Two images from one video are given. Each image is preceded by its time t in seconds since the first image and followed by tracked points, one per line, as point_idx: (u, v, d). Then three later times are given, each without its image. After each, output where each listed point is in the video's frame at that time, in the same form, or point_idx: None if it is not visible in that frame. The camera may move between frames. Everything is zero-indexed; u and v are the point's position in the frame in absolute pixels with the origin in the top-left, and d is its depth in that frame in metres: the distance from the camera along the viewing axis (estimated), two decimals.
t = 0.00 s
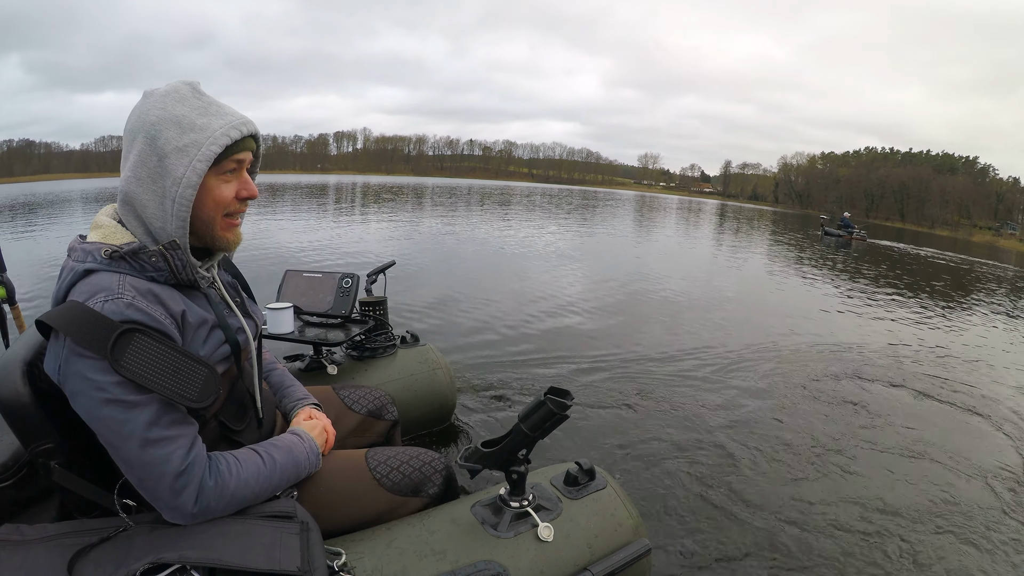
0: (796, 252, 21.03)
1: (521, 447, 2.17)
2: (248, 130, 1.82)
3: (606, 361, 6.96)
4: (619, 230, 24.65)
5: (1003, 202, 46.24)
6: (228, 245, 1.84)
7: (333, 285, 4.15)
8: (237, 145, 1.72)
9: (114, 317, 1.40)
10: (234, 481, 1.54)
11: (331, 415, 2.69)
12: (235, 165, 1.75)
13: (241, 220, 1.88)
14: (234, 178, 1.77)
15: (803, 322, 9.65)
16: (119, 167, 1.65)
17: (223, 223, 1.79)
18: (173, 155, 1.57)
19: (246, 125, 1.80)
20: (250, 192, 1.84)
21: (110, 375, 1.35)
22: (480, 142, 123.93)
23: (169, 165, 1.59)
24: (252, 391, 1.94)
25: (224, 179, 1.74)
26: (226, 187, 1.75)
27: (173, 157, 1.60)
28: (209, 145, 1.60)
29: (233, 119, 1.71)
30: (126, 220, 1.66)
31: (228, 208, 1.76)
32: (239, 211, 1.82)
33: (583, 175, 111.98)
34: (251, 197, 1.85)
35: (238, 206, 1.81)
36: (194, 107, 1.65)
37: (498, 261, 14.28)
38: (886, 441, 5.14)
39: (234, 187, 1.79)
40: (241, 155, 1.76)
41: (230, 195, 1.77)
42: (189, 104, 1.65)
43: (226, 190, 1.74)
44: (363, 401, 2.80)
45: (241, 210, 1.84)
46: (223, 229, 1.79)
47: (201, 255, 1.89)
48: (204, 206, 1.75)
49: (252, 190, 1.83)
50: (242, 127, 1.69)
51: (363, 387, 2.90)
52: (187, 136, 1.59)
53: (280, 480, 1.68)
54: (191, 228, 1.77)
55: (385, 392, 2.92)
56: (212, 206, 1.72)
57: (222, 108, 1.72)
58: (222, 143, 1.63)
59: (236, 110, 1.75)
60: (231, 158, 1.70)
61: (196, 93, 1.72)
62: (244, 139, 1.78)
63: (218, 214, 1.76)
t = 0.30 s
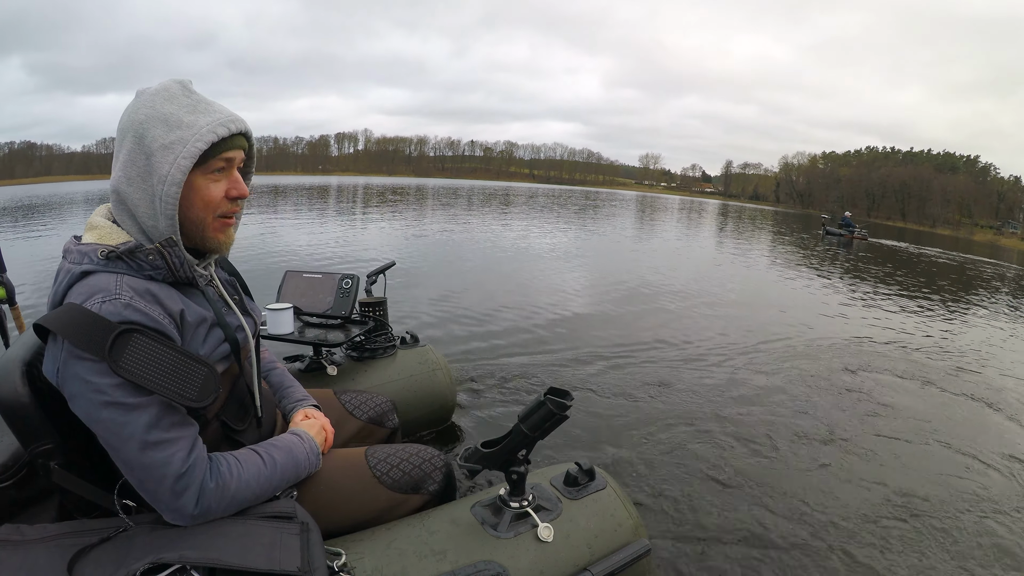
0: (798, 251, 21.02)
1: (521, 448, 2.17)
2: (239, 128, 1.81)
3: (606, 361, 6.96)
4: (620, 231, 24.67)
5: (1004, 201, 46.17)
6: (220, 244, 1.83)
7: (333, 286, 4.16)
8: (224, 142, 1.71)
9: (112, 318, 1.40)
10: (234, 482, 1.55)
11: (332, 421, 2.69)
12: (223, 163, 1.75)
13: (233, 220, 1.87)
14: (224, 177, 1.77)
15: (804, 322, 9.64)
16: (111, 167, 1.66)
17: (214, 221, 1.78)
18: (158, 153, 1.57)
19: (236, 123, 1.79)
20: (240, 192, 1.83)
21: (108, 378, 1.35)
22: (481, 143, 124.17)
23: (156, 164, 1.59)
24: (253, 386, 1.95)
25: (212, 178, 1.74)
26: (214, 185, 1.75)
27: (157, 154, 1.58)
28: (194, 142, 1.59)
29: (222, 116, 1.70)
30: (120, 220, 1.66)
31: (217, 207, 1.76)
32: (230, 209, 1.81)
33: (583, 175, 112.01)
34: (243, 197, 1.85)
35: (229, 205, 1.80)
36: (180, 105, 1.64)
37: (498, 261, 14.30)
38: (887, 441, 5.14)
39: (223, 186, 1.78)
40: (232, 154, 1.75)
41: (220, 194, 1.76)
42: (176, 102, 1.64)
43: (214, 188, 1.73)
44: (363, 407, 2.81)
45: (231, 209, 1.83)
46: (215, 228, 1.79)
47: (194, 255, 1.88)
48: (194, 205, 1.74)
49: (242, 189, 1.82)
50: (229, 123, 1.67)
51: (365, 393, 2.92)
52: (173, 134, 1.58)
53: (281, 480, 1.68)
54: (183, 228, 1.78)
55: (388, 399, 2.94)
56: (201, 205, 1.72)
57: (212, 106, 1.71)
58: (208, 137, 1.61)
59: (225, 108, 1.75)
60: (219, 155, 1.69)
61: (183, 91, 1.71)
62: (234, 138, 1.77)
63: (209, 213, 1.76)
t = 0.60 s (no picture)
0: (799, 247, 21.00)
1: (521, 448, 2.18)
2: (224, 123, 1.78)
3: (608, 358, 6.97)
4: (622, 228, 24.64)
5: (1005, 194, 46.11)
6: (202, 243, 1.82)
7: (333, 286, 4.17)
8: (199, 137, 1.69)
9: (106, 322, 1.41)
10: (235, 484, 1.56)
11: (333, 421, 2.71)
12: (200, 160, 1.73)
13: (217, 218, 1.86)
14: (203, 175, 1.75)
15: (806, 317, 9.64)
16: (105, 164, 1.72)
17: (194, 220, 1.78)
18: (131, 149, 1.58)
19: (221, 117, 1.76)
20: (220, 190, 1.81)
21: (104, 383, 1.36)
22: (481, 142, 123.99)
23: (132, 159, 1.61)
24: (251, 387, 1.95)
25: (191, 175, 1.72)
26: (191, 184, 1.74)
27: (133, 149, 1.60)
28: (162, 136, 1.57)
29: (200, 109, 1.68)
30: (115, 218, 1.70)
31: (195, 204, 1.75)
32: (210, 208, 1.79)
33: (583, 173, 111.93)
34: (224, 196, 1.82)
35: (209, 203, 1.78)
36: (160, 100, 1.65)
37: (500, 260, 14.29)
38: (887, 436, 5.15)
39: (203, 184, 1.77)
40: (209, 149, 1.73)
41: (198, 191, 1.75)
42: (160, 98, 1.66)
43: (190, 186, 1.71)
44: (365, 409, 2.82)
45: (213, 207, 1.81)
46: (194, 227, 1.78)
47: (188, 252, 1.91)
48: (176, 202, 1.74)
49: (222, 187, 1.80)
50: (202, 116, 1.64)
51: (365, 395, 2.93)
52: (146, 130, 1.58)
53: (281, 480, 1.70)
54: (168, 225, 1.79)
55: (387, 401, 2.95)
56: (177, 203, 1.72)
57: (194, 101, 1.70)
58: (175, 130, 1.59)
59: (208, 101, 1.72)
60: (194, 151, 1.67)
61: (173, 87, 1.73)
62: (215, 132, 1.74)
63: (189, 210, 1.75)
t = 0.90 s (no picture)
0: (807, 244, 20.85)
1: (521, 448, 2.18)
2: (192, 127, 1.71)
3: (611, 357, 6.94)
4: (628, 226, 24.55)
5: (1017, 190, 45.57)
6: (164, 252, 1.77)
7: (333, 285, 4.18)
8: (152, 142, 1.64)
9: (103, 323, 1.41)
10: (234, 483, 1.56)
11: (331, 415, 2.71)
12: (155, 165, 1.67)
13: (183, 227, 1.78)
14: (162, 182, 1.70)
15: (813, 314, 9.56)
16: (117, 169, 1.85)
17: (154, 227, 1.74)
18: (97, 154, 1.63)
19: (187, 120, 1.69)
20: (177, 198, 1.72)
21: (102, 383, 1.36)
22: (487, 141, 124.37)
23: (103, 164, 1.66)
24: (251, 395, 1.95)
25: (149, 181, 1.69)
26: (150, 190, 1.70)
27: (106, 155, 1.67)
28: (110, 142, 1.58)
29: (159, 113, 1.64)
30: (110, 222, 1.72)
31: (151, 211, 1.70)
32: (167, 216, 1.72)
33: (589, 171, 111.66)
34: (181, 205, 1.72)
35: (164, 211, 1.71)
36: (135, 106, 1.67)
37: (505, 258, 14.26)
38: (898, 431, 5.10)
39: (160, 192, 1.70)
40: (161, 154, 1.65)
41: (155, 199, 1.69)
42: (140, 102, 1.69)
43: (141, 193, 1.67)
44: (361, 403, 2.81)
45: (173, 215, 1.74)
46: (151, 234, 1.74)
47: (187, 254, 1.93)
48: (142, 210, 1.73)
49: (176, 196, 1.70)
50: (148, 121, 1.58)
51: (364, 389, 2.93)
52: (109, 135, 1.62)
53: (280, 480, 1.70)
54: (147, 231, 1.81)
55: (386, 393, 2.95)
56: (134, 210, 1.69)
57: (163, 105, 1.67)
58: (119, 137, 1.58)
59: (174, 104, 1.66)
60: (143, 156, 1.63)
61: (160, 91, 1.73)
62: (173, 137, 1.67)
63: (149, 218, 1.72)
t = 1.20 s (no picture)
0: (816, 258, 20.78)
1: (521, 447, 2.16)
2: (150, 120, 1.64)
3: (616, 366, 6.92)
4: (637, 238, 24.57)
5: None
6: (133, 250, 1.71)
7: (333, 285, 4.17)
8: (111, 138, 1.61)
9: (78, 319, 1.41)
10: (206, 480, 1.53)
11: (328, 416, 2.68)
12: (113, 162, 1.63)
13: (150, 227, 1.71)
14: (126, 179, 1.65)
15: (821, 328, 9.51)
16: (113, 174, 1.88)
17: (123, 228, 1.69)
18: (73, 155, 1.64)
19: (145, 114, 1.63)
20: (134, 195, 1.65)
21: (74, 382, 1.36)
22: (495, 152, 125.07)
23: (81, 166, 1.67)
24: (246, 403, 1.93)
25: (113, 179, 1.65)
26: (115, 189, 1.66)
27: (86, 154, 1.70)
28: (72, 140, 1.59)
29: (116, 109, 1.61)
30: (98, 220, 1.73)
31: (116, 210, 1.65)
32: (129, 215, 1.66)
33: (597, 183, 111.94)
34: (139, 202, 1.65)
35: (127, 211, 1.65)
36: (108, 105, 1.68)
37: (513, 268, 14.31)
38: (909, 444, 5.04)
39: (122, 190, 1.65)
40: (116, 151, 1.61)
41: (119, 197, 1.65)
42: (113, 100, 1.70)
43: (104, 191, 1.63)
44: (358, 398, 2.80)
45: (137, 215, 1.68)
46: (120, 236, 1.68)
47: (179, 254, 1.90)
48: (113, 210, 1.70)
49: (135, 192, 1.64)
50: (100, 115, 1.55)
51: (361, 384, 2.91)
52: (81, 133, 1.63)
53: (263, 478, 1.67)
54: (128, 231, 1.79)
55: (384, 387, 2.92)
56: (101, 209, 1.66)
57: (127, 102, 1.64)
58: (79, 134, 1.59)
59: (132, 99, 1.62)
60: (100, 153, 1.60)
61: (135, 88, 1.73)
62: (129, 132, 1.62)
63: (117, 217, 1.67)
